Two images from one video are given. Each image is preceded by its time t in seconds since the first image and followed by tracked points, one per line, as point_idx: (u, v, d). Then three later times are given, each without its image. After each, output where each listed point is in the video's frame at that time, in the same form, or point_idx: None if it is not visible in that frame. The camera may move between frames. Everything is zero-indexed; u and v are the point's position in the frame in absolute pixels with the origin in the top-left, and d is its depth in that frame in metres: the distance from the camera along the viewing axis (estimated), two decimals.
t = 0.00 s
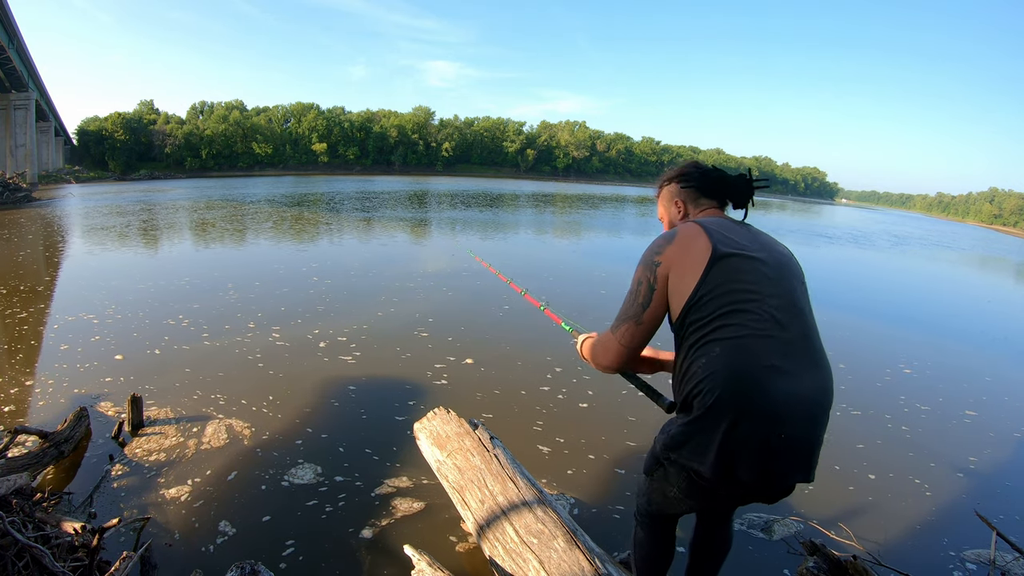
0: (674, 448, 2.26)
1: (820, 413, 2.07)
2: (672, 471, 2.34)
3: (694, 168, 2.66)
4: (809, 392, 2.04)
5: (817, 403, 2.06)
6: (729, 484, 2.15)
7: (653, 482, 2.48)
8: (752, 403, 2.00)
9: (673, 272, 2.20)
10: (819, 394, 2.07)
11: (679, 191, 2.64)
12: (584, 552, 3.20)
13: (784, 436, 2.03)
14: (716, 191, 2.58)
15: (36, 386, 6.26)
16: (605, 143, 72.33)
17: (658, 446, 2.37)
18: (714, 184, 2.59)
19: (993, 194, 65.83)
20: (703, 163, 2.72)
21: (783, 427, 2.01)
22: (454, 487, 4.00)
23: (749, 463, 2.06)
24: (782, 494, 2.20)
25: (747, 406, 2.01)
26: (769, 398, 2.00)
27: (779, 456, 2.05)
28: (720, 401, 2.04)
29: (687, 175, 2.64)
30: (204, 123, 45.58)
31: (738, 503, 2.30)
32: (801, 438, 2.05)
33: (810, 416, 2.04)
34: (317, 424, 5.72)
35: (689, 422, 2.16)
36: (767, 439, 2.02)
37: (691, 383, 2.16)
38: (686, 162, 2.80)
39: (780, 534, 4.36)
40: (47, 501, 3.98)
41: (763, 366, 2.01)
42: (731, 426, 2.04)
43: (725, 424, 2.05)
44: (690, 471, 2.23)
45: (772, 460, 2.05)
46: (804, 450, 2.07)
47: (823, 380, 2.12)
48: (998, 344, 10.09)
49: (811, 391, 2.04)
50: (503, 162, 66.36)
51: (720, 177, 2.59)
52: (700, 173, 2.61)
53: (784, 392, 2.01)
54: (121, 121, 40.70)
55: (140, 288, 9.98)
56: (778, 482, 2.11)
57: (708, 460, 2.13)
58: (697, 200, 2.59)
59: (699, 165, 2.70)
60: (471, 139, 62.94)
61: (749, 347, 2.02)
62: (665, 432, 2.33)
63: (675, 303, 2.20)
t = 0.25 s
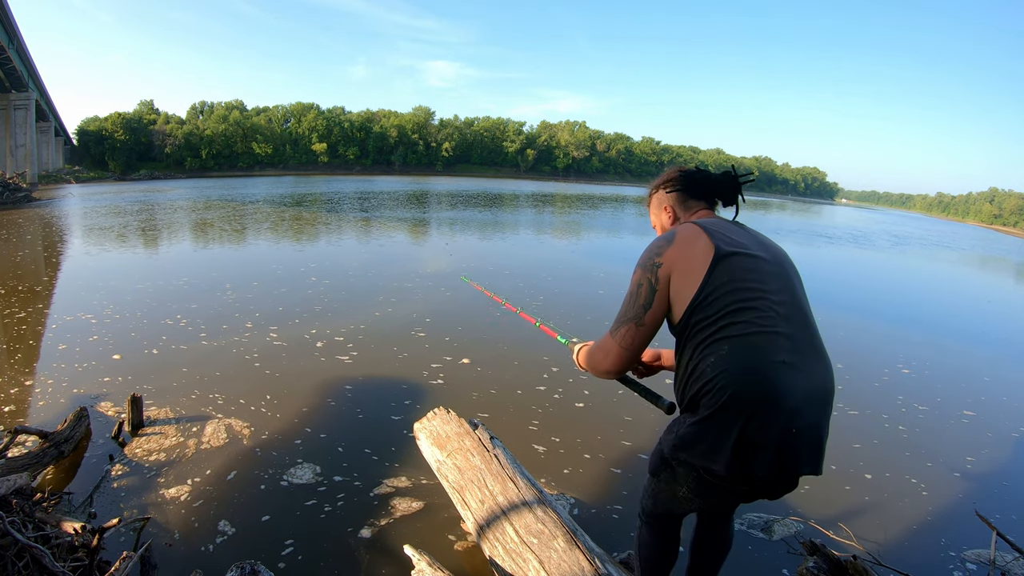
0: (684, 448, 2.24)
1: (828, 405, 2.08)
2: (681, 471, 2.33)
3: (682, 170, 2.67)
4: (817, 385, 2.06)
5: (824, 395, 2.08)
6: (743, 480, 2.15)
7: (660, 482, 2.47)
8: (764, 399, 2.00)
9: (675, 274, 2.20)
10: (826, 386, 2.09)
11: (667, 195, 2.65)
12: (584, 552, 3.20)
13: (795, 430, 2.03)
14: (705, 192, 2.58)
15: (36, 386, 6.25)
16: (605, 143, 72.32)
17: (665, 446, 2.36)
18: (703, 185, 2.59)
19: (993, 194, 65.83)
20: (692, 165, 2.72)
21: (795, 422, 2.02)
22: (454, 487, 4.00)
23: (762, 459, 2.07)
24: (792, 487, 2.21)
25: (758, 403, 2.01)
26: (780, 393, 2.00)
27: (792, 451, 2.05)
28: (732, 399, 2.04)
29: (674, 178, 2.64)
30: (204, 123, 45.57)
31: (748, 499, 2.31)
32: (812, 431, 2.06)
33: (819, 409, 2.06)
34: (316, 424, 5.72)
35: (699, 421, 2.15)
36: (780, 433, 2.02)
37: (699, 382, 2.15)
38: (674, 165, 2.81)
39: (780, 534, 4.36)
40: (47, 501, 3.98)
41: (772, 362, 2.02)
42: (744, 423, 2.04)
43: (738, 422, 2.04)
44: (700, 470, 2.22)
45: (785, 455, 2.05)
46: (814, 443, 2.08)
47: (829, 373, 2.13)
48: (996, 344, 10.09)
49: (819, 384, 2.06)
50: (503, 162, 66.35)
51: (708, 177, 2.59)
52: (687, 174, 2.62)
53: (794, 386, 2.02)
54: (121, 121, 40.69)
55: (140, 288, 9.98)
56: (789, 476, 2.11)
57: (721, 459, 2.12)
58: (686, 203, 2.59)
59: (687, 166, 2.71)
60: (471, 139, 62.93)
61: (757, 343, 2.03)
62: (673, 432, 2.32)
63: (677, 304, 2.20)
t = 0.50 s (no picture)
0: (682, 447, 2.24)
1: (827, 406, 2.09)
2: (679, 470, 2.33)
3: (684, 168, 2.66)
4: (816, 385, 2.06)
5: (824, 395, 2.08)
6: (741, 480, 2.15)
7: (659, 481, 2.47)
8: (762, 398, 2.00)
9: (679, 269, 2.19)
10: (825, 386, 2.09)
11: (669, 194, 2.65)
12: (584, 552, 3.20)
13: (794, 430, 2.03)
14: (707, 191, 2.59)
15: (36, 386, 6.25)
16: (605, 143, 72.32)
17: (664, 444, 2.37)
18: (705, 184, 2.59)
19: (993, 194, 65.81)
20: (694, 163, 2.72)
21: (793, 422, 2.02)
22: (454, 487, 4.00)
23: (760, 459, 2.07)
24: (790, 487, 2.21)
25: (757, 402, 2.01)
26: (778, 393, 2.00)
27: (791, 450, 2.05)
28: (731, 398, 2.03)
29: (677, 177, 2.64)
30: (203, 123, 45.58)
31: (745, 499, 2.31)
32: (810, 431, 2.06)
33: (817, 409, 2.06)
34: (315, 424, 5.72)
35: (697, 420, 2.15)
36: (779, 433, 2.02)
37: (699, 380, 2.15)
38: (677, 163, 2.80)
39: (780, 534, 4.36)
40: (47, 501, 3.98)
41: (772, 361, 2.02)
42: (743, 422, 2.04)
43: (738, 421, 2.04)
44: (698, 469, 2.23)
45: (783, 455, 2.05)
46: (813, 443, 2.08)
47: (828, 372, 2.13)
48: (996, 343, 10.09)
49: (818, 384, 2.06)
50: (503, 162, 66.35)
51: (710, 175, 2.59)
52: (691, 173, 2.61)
53: (793, 385, 2.02)
54: (121, 121, 40.69)
55: (138, 288, 9.98)
56: (787, 476, 2.12)
57: (718, 458, 2.12)
58: (689, 202, 2.60)
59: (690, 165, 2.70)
60: (471, 139, 62.94)
61: (757, 342, 2.03)
62: (671, 430, 2.32)
63: (681, 300, 2.19)
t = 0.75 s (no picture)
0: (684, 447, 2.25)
1: (829, 407, 2.08)
2: (680, 470, 2.33)
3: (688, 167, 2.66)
4: (817, 385, 2.05)
5: (826, 395, 2.08)
6: (742, 481, 2.15)
7: (660, 480, 2.47)
8: (764, 398, 2.00)
9: (680, 269, 2.20)
10: (826, 386, 2.09)
11: (672, 193, 2.64)
12: (584, 552, 3.20)
13: (795, 430, 2.02)
14: (711, 190, 2.58)
15: (36, 386, 6.25)
16: (605, 143, 72.35)
17: (665, 443, 2.37)
18: (709, 183, 2.58)
19: (993, 194, 65.80)
20: (698, 161, 2.71)
21: (794, 423, 2.01)
22: (454, 487, 4.00)
23: (760, 459, 2.07)
24: (792, 488, 2.20)
25: (758, 402, 2.01)
26: (780, 393, 2.00)
27: (792, 451, 2.05)
28: (732, 398, 2.04)
29: (680, 175, 2.63)
30: (203, 124, 45.57)
31: (746, 499, 2.30)
32: (812, 431, 2.05)
33: (818, 410, 2.05)
34: (314, 424, 5.71)
35: (698, 420, 2.16)
36: (780, 433, 2.02)
37: (700, 380, 2.15)
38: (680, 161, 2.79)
39: (780, 534, 4.36)
40: (47, 501, 3.98)
41: (773, 362, 2.02)
42: (744, 423, 2.04)
43: (739, 421, 2.04)
44: (699, 469, 2.23)
45: (784, 455, 2.05)
46: (815, 444, 2.08)
47: (831, 373, 2.12)
48: (995, 343, 10.09)
49: (820, 384, 2.05)
50: (503, 162, 66.36)
51: (713, 174, 2.58)
52: (694, 172, 2.61)
53: (794, 386, 2.01)
54: (121, 121, 40.67)
55: (137, 288, 9.98)
56: (788, 476, 2.11)
57: (719, 458, 2.13)
58: (691, 201, 2.60)
59: (693, 163, 2.69)
60: (471, 139, 62.95)
61: (759, 342, 2.03)
62: (672, 430, 2.32)
63: (682, 302, 2.20)
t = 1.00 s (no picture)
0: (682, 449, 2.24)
1: (829, 408, 2.08)
2: (679, 472, 2.32)
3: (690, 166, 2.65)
4: (816, 386, 2.05)
5: (825, 397, 2.08)
6: (741, 483, 2.15)
7: (657, 483, 2.47)
8: (763, 400, 2.00)
9: (679, 272, 2.20)
10: (826, 386, 2.08)
11: (673, 192, 2.64)
12: (584, 552, 3.20)
13: (794, 433, 2.02)
14: (712, 189, 2.58)
15: (36, 386, 6.25)
16: (605, 143, 72.37)
17: (663, 445, 2.36)
18: (711, 183, 2.58)
19: (993, 194, 65.82)
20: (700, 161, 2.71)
21: (793, 425, 2.02)
22: (454, 487, 4.00)
23: (759, 461, 2.07)
24: (791, 490, 2.20)
25: (757, 404, 2.01)
26: (779, 395, 2.00)
27: (791, 453, 2.05)
28: (731, 400, 2.04)
29: (682, 175, 2.63)
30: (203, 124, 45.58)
31: (745, 500, 2.31)
32: (811, 433, 2.05)
33: (817, 411, 2.06)
34: (314, 424, 5.71)
35: (696, 422, 2.16)
36: (779, 435, 2.02)
37: (699, 382, 2.15)
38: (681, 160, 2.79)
39: (780, 535, 4.36)
40: (47, 500, 3.98)
41: (772, 363, 2.01)
42: (743, 425, 2.04)
43: (738, 424, 2.04)
44: (697, 470, 2.23)
45: (783, 457, 2.05)
46: (814, 446, 2.08)
47: (830, 374, 2.12)
48: (989, 343, 10.08)
49: (819, 385, 2.05)
50: (503, 162, 66.37)
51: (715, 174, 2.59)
52: (697, 171, 2.61)
53: (793, 387, 2.01)
54: (121, 121, 40.66)
55: (137, 288, 9.98)
56: (787, 477, 2.11)
57: (717, 460, 2.13)
58: (693, 200, 2.60)
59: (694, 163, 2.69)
60: (471, 139, 62.96)
61: (758, 344, 2.03)
62: (670, 432, 2.32)
63: (681, 304, 2.21)
